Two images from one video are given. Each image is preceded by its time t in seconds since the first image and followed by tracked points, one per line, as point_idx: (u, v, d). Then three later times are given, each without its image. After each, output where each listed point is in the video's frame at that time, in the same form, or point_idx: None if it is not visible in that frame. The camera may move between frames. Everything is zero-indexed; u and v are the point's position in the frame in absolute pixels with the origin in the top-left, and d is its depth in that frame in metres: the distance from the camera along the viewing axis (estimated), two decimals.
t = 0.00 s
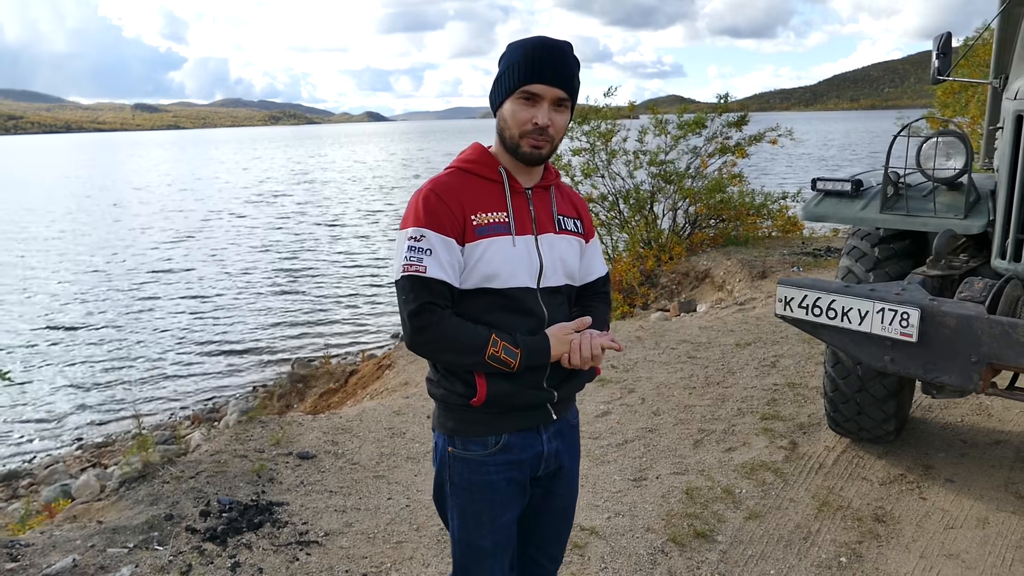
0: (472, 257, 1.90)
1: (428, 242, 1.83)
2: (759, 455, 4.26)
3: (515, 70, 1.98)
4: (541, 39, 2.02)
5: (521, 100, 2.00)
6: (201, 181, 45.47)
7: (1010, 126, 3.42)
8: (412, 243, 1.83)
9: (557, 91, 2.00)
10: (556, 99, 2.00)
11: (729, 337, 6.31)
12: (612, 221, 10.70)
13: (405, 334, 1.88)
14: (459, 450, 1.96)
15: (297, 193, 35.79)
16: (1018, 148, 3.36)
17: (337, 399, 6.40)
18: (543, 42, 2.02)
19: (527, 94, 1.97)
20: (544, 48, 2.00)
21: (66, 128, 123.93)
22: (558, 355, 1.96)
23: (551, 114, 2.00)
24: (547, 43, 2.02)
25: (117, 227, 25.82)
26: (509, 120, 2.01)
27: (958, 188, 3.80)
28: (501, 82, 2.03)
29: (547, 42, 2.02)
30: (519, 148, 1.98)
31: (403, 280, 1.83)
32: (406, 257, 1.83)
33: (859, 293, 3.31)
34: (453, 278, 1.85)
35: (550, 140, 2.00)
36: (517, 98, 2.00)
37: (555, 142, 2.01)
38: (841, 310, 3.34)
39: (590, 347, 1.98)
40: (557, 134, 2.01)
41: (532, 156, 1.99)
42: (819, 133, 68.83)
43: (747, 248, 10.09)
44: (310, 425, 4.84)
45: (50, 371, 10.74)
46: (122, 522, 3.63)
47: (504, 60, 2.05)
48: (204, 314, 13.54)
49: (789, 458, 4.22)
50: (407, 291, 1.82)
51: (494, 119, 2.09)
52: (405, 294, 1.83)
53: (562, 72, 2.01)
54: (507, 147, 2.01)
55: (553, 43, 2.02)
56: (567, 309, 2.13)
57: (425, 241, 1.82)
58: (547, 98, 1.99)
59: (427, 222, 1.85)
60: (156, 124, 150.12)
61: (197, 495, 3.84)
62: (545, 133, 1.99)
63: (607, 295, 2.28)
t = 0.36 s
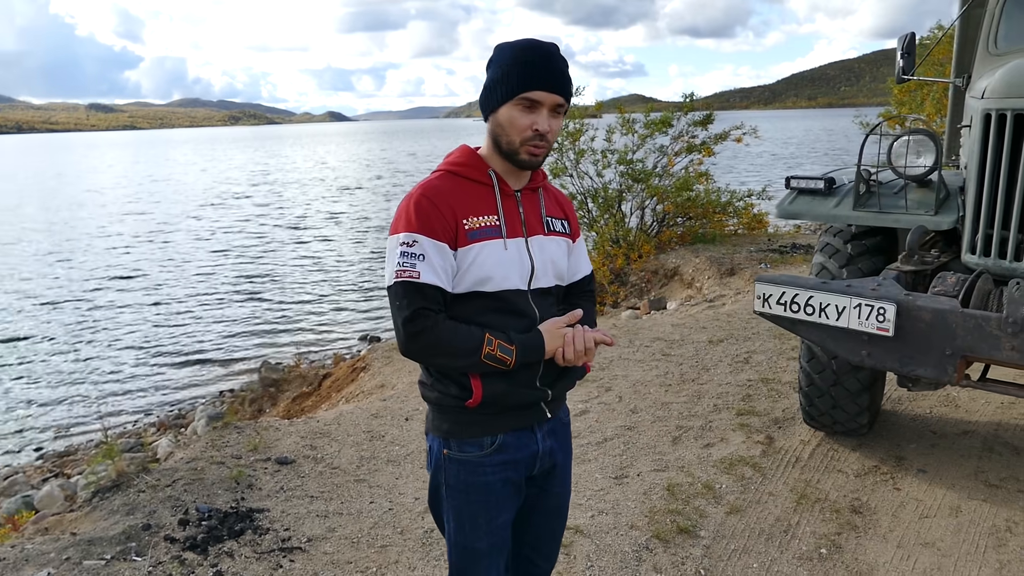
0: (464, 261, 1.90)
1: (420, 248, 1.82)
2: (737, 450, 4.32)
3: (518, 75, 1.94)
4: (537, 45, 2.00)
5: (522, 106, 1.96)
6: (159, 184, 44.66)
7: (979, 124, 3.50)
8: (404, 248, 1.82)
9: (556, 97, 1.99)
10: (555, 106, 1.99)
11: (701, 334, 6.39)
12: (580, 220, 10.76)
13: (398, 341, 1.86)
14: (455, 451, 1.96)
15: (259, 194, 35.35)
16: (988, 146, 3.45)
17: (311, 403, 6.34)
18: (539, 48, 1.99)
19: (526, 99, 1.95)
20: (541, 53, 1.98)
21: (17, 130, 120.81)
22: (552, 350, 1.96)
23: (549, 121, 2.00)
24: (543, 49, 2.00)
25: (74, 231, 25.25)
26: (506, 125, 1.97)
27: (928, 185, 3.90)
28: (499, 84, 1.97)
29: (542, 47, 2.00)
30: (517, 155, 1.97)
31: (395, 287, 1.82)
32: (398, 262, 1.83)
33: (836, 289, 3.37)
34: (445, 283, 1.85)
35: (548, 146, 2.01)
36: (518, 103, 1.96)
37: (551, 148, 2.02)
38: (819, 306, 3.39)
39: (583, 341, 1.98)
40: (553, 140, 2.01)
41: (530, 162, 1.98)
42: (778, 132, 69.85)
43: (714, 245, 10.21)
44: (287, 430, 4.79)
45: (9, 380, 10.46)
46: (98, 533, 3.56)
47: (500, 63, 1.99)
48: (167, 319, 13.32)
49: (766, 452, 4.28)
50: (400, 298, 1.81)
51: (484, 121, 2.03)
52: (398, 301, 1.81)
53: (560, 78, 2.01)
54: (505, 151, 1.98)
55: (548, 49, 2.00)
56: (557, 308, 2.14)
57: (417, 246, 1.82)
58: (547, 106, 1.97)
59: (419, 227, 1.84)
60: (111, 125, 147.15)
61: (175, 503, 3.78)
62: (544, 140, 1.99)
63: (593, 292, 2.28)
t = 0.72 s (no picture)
0: (445, 268, 1.89)
1: (403, 262, 1.80)
2: (699, 447, 4.37)
3: (503, 80, 1.92)
4: (501, 46, 1.98)
5: (506, 109, 1.96)
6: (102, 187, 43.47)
7: (929, 125, 3.58)
8: (386, 265, 1.80)
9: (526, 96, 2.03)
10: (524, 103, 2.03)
11: (660, 333, 6.46)
12: (537, 221, 10.80)
13: (391, 357, 1.83)
14: (451, 458, 1.94)
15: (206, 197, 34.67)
16: (939, 146, 3.54)
17: (269, 409, 6.24)
18: (504, 49, 1.98)
19: (511, 104, 1.95)
20: (514, 58, 1.97)
21: None
22: (544, 342, 2.01)
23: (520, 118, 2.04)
24: (506, 49, 1.99)
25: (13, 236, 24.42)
26: (489, 130, 1.95)
27: (881, 185, 4.00)
28: (481, 89, 1.91)
29: (505, 48, 1.99)
30: (498, 159, 1.99)
31: (382, 305, 1.79)
32: (382, 280, 1.80)
33: (795, 287, 3.43)
34: (431, 292, 1.84)
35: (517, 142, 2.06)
36: (504, 108, 1.95)
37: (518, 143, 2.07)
38: (779, 304, 3.45)
39: (571, 327, 2.05)
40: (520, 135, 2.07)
41: (508, 160, 2.03)
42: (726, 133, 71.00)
43: (669, 245, 10.33)
44: (247, 437, 4.70)
45: None
46: (52, 548, 3.44)
47: (476, 66, 1.92)
48: (115, 326, 12.97)
49: (727, 449, 4.34)
50: (393, 314, 1.78)
51: (455, 124, 1.97)
52: (392, 318, 1.78)
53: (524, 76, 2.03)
54: (487, 154, 1.98)
55: (509, 48, 2.00)
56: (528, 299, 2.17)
57: (400, 261, 1.80)
58: (523, 105, 2.01)
59: (398, 241, 1.82)
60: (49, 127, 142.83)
61: (132, 515, 3.68)
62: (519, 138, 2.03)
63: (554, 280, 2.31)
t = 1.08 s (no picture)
0: (421, 274, 1.88)
1: (385, 271, 1.78)
2: (657, 447, 4.41)
3: (456, 82, 1.92)
4: (447, 47, 1.96)
5: (459, 110, 1.96)
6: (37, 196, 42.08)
7: (873, 127, 3.67)
8: (370, 276, 1.77)
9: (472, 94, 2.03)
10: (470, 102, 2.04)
11: (614, 334, 6.50)
12: (488, 225, 10.78)
13: (379, 369, 1.81)
14: (434, 466, 1.96)
15: (147, 204, 33.81)
16: (882, 147, 3.63)
17: (220, 421, 6.10)
18: (450, 49, 1.97)
19: (464, 104, 1.96)
20: (459, 57, 1.97)
21: None
22: (518, 334, 2.09)
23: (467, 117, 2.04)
24: (451, 49, 1.98)
25: None
26: (445, 131, 1.95)
27: (827, 185, 4.09)
28: (436, 92, 1.89)
29: (450, 48, 1.97)
30: (454, 158, 1.99)
31: (371, 318, 1.76)
32: (366, 291, 1.77)
33: (749, 286, 3.49)
34: (413, 298, 1.83)
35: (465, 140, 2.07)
36: (458, 108, 1.95)
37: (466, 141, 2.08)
38: (733, 304, 3.50)
39: (539, 319, 2.16)
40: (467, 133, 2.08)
41: (461, 160, 2.03)
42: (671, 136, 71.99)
43: (620, 247, 10.41)
44: (197, 450, 4.58)
45: None
46: None
47: (428, 69, 1.90)
48: (53, 339, 12.54)
49: (684, 448, 4.38)
50: (384, 324, 1.76)
51: (409, 129, 1.94)
52: (382, 329, 1.76)
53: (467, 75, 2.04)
54: (443, 155, 1.98)
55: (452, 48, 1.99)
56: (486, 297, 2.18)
57: (383, 270, 1.78)
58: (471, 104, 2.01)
59: (378, 250, 1.79)
60: None
61: (78, 535, 3.55)
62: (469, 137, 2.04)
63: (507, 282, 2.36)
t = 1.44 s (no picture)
0: (381, 280, 1.85)
1: (345, 278, 1.76)
2: (616, 453, 4.42)
3: (408, 88, 1.90)
4: (398, 53, 1.93)
5: (411, 116, 1.94)
6: None
7: (821, 134, 3.75)
8: (329, 283, 1.74)
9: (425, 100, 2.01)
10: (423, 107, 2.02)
11: (572, 340, 6.52)
12: (444, 232, 10.75)
13: (339, 377, 1.77)
14: (391, 478, 1.93)
15: (93, 214, 33.00)
16: (831, 153, 3.71)
17: (172, 435, 5.97)
18: (402, 55, 1.94)
19: (417, 110, 1.94)
20: (412, 62, 1.95)
21: None
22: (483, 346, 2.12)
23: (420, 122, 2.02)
24: (403, 55, 1.95)
25: None
26: (399, 137, 1.93)
27: (779, 191, 4.16)
28: (389, 99, 1.87)
29: (402, 54, 1.95)
30: (407, 164, 1.98)
31: (333, 324, 1.73)
32: (325, 299, 1.74)
33: (704, 291, 3.52)
34: (374, 305, 1.80)
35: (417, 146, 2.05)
36: (410, 115, 1.93)
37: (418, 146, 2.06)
38: (690, 309, 3.53)
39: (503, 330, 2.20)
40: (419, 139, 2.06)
41: (414, 166, 2.01)
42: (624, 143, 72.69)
43: (576, 254, 10.46)
44: (148, 467, 4.46)
45: None
46: None
47: (380, 75, 1.87)
48: None
49: (644, 453, 4.41)
50: (345, 333, 1.73)
51: (362, 136, 1.91)
52: (344, 337, 1.73)
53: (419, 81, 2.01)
54: (396, 163, 1.96)
55: (404, 54, 1.96)
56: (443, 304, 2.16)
57: (342, 277, 1.75)
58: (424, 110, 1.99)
59: (338, 257, 1.76)
60: None
61: (22, 559, 3.43)
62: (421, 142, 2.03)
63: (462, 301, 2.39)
